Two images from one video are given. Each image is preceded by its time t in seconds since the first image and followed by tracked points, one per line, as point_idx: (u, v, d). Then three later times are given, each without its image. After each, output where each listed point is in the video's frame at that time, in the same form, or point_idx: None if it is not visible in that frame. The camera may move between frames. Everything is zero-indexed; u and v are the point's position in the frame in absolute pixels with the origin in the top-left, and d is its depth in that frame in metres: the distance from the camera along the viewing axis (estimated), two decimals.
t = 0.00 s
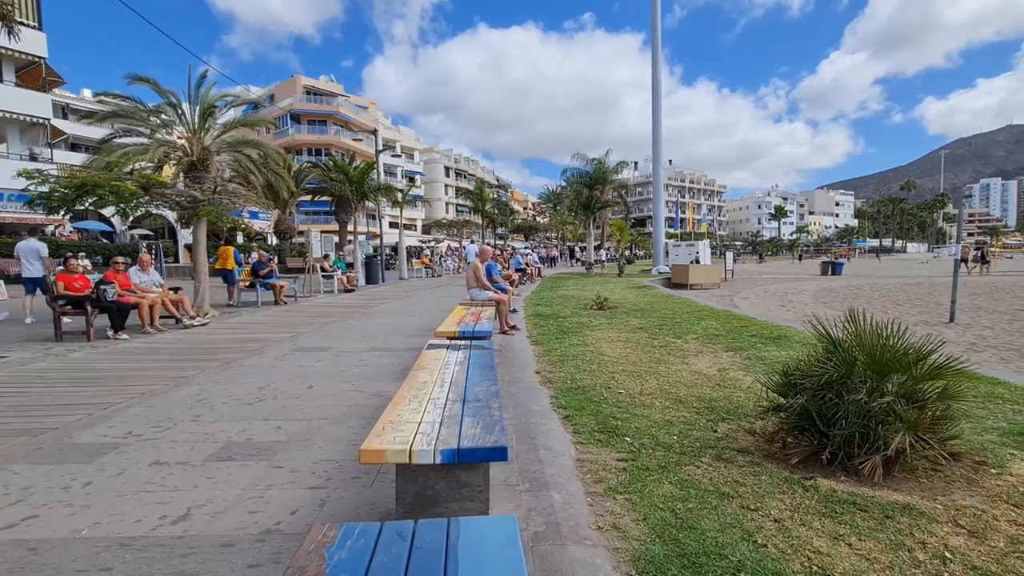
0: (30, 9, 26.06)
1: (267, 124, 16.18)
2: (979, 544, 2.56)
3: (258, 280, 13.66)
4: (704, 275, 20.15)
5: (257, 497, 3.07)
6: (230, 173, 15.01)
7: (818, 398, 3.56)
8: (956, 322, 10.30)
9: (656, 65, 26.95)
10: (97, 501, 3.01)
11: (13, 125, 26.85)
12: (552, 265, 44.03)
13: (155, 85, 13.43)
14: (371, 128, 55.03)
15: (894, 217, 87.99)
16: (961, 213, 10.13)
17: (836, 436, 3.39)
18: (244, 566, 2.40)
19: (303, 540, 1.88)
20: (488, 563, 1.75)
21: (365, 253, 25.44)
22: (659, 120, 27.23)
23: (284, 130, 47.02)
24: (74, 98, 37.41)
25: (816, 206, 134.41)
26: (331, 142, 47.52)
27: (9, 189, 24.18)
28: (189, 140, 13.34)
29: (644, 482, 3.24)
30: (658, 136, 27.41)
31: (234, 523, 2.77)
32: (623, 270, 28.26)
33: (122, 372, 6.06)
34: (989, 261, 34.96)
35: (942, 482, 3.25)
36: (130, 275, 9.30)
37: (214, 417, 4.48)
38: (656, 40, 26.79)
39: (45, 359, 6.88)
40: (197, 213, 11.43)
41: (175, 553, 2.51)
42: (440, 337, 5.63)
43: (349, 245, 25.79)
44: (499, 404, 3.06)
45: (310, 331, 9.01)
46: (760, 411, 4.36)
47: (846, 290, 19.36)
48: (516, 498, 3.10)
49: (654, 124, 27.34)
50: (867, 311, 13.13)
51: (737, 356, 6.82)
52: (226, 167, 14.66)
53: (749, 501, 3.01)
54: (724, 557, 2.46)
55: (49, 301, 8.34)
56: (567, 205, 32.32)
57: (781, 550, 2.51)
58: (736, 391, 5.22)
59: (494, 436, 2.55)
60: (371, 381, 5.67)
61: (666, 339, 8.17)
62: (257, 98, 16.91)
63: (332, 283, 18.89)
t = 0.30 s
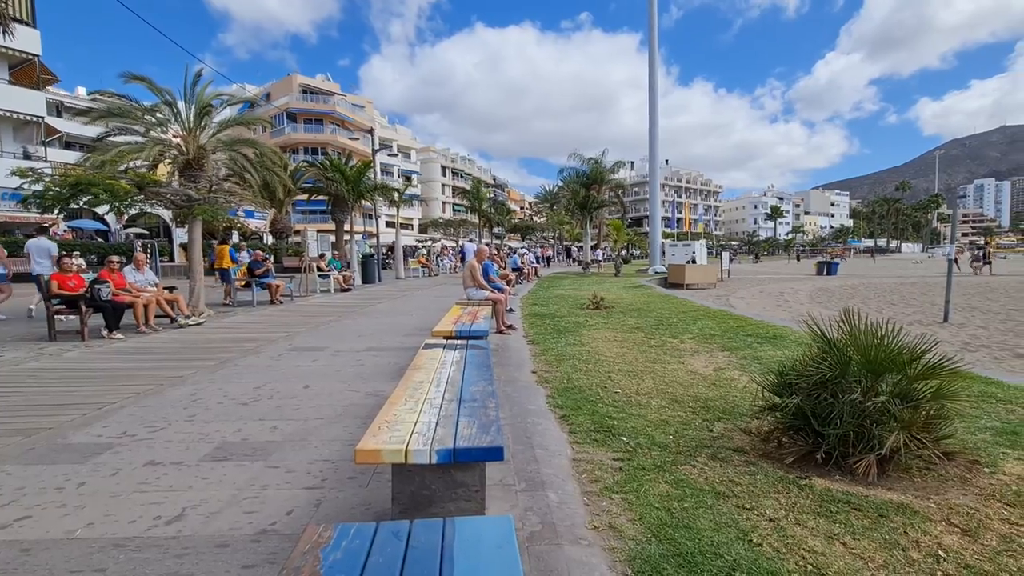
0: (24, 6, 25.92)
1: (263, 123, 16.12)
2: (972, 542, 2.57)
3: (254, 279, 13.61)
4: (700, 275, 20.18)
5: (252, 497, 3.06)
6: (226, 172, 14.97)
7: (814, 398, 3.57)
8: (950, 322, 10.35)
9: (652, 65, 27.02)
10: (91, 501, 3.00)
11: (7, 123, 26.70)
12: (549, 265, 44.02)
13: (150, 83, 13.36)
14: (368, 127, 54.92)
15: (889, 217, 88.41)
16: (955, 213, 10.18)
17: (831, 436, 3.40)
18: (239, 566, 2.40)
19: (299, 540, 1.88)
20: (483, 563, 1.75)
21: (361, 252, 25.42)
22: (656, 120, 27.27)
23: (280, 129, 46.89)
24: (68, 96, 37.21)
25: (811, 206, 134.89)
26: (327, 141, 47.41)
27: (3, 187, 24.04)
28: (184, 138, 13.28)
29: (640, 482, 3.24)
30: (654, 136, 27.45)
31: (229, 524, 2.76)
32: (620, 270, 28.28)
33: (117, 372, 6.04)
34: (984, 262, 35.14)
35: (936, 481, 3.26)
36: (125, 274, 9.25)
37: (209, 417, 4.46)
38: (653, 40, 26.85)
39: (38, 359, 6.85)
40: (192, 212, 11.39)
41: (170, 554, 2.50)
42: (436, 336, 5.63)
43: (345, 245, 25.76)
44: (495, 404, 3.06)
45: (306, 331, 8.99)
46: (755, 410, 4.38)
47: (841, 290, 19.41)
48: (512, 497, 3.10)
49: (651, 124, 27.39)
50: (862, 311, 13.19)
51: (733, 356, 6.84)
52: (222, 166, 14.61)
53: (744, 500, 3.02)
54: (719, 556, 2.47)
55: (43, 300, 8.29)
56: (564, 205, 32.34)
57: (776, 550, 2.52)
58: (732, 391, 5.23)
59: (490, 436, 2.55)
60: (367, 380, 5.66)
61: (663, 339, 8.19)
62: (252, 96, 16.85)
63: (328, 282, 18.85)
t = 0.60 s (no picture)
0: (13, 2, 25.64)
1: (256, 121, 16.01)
2: (960, 540, 2.60)
3: (246, 279, 13.53)
4: (694, 275, 20.25)
5: (244, 498, 3.04)
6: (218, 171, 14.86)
7: (805, 397, 3.60)
8: (940, 322, 10.42)
9: (646, 65, 27.08)
10: (80, 503, 2.97)
11: None
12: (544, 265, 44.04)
13: (142, 81, 13.25)
14: (362, 125, 54.75)
15: (880, 217, 89.12)
16: (945, 214, 10.26)
17: (822, 434, 3.43)
18: (230, 568, 2.38)
19: (291, 541, 1.88)
20: (476, 563, 1.75)
21: (355, 252, 25.33)
22: (650, 120, 27.34)
23: (273, 127, 46.67)
24: (58, 94, 36.86)
25: (804, 206, 135.71)
26: (321, 140, 47.22)
27: None
28: (177, 137, 13.19)
29: (633, 481, 3.26)
30: (649, 136, 27.51)
31: (221, 525, 2.75)
32: (614, 270, 28.33)
33: (108, 372, 5.99)
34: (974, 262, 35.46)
35: (926, 479, 3.29)
36: (116, 273, 9.18)
37: (201, 417, 4.43)
38: (647, 40, 26.91)
39: (28, 359, 6.79)
40: (184, 211, 11.31)
41: (160, 555, 2.48)
42: (430, 336, 5.62)
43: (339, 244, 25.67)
44: (489, 404, 3.07)
45: (299, 331, 8.96)
46: (748, 409, 4.41)
47: (833, 290, 19.53)
48: (506, 497, 3.10)
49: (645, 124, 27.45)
50: (853, 311, 13.27)
51: (726, 356, 6.87)
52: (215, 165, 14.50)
53: (737, 499, 3.04)
54: (712, 554, 2.48)
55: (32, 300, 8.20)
56: (558, 204, 32.37)
57: (768, 548, 2.54)
58: (724, 390, 5.27)
59: (484, 436, 2.55)
60: (360, 380, 5.64)
61: (657, 338, 8.22)
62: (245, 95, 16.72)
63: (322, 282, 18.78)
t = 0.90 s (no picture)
0: None
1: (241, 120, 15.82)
2: (938, 535, 2.66)
3: (231, 279, 13.37)
4: (680, 275, 20.41)
5: (228, 502, 3.01)
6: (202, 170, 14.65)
7: (789, 396, 3.64)
8: (920, 321, 10.62)
9: (633, 66, 27.25)
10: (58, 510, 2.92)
11: None
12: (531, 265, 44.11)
13: (124, 78, 13.05)
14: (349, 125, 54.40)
15: (861, 218, 90.60)
16: (924, 216, 10.45)
17: (805, 432, 3.48)
18: (214, 573, 2.36)
19: (275, 544, 1.86)
20: (463, 564, 1.75)
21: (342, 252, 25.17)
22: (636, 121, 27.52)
23: (258, 126, 46.21)
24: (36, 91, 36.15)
25: (788, 207, 137.50)
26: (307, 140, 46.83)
27: None
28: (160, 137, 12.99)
29: (620, 481, 3.28)
30: (635, 137, 27.67)
31: (205, 529, 2.72)
32: (601, 270, 28.45)
33: (88, 375, 5.89)
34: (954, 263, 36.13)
35: (905, 475, 3.36)
36: (95, 274, 9.02)
37: (184, 420, 4.38)
38: (634, 42, 27.09)
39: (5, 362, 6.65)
40: (166, 210, 11.15)
41: (142, 561, 2.45)
42: (417, 337, 5.61)
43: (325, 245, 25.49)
44: (476, 404, 3.07)
45: (285, 332, 8.88)
46: (733, 408, 4.45)
47: (816, 290, 19.81)
48: (493, 498, 3.11)
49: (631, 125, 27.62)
50: (836, 310, 13.47)
51: (711, 355, 6.94)
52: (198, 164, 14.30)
53: (722, 497, 3.07)
54: (697, 552, 2.51)
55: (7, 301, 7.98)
56: (546, 205, 32.44)
57: (752, 545, 2.57)
58: (710, 389, 5.32)
59: (471, 436, 2.56)
60: (347, 381, 5.60)
61: (643, 338, 8.28)
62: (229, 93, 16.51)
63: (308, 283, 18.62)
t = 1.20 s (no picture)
0: None
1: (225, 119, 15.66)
2: (917, 529, 2.71)
3: (215, 280, 13.20)
4: (667, 275, 20.56)
5: (212, 506, 2.98)
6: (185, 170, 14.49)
7: (773, 394, 3.68)
8: (900, 320, 10.81)
9: (621, 68, 27.41)
10: (35, 516, 2.87)
11: None
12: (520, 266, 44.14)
13: (106, 76, 12.86)
14: (335, 124, 54.03)
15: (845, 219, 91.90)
16: (905, 217, 10.65)
17: (789, 430, 3.53)
18: None
19: (259, 547, 1.85)
20: (449, 565, 1.75)
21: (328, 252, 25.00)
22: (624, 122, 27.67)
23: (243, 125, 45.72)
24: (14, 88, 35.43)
25: (773, 208, 139.12)
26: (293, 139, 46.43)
27: None
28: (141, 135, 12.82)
29: (607, 480, 3.30)
30: (622, 138, 27.82)
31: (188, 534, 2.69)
32: (589, 271, 28.55)
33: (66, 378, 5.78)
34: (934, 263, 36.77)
35: (886, 471, 3.42)
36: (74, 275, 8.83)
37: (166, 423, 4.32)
38: (621, 43, 27.25)
39: None
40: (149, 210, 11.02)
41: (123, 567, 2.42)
42: (405, 338, 5.58)
43: (312, 245, 25.29)
44: (464, 405, 3.07)
45: (271, 333, 8.79)
46: (718, 407, 4.50)
47: (801, 290, 20.07)
48: (481, 499, 3.11)
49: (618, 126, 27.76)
50: (819, 310, 13.67)
51: (697, 354, 7.01)
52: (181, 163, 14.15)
53: (707, 495, 3.10)
54: (683, 550, 2.53)
55: None
56: (534, 205, 32.48)
57: (737, 542, 2.60)
58: (696, 388, 5.37)
59: (458, 437, 2.56)
60: (334, 383, 5.57)
61: (631, 338, 8.34)
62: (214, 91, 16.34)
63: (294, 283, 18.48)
